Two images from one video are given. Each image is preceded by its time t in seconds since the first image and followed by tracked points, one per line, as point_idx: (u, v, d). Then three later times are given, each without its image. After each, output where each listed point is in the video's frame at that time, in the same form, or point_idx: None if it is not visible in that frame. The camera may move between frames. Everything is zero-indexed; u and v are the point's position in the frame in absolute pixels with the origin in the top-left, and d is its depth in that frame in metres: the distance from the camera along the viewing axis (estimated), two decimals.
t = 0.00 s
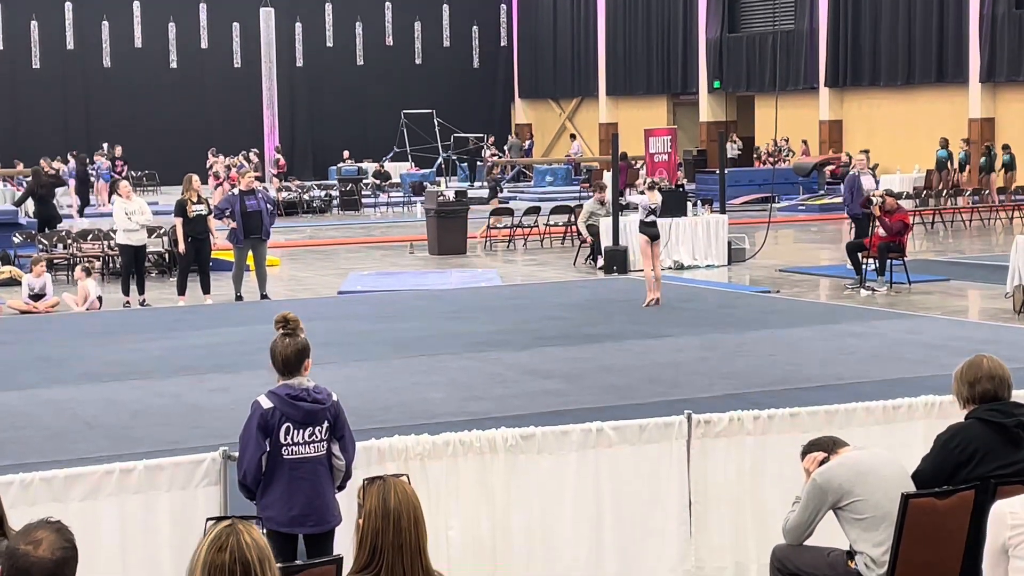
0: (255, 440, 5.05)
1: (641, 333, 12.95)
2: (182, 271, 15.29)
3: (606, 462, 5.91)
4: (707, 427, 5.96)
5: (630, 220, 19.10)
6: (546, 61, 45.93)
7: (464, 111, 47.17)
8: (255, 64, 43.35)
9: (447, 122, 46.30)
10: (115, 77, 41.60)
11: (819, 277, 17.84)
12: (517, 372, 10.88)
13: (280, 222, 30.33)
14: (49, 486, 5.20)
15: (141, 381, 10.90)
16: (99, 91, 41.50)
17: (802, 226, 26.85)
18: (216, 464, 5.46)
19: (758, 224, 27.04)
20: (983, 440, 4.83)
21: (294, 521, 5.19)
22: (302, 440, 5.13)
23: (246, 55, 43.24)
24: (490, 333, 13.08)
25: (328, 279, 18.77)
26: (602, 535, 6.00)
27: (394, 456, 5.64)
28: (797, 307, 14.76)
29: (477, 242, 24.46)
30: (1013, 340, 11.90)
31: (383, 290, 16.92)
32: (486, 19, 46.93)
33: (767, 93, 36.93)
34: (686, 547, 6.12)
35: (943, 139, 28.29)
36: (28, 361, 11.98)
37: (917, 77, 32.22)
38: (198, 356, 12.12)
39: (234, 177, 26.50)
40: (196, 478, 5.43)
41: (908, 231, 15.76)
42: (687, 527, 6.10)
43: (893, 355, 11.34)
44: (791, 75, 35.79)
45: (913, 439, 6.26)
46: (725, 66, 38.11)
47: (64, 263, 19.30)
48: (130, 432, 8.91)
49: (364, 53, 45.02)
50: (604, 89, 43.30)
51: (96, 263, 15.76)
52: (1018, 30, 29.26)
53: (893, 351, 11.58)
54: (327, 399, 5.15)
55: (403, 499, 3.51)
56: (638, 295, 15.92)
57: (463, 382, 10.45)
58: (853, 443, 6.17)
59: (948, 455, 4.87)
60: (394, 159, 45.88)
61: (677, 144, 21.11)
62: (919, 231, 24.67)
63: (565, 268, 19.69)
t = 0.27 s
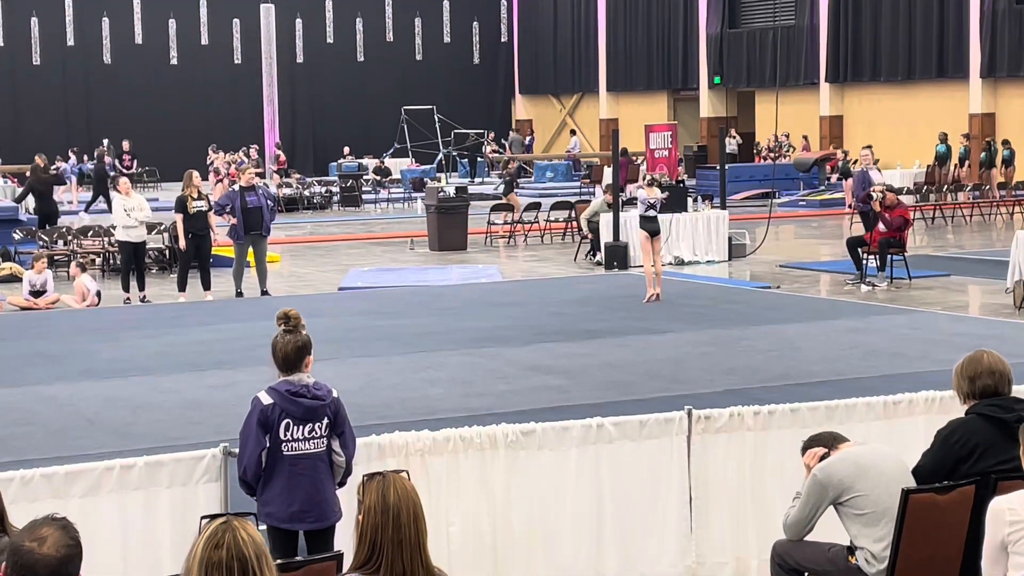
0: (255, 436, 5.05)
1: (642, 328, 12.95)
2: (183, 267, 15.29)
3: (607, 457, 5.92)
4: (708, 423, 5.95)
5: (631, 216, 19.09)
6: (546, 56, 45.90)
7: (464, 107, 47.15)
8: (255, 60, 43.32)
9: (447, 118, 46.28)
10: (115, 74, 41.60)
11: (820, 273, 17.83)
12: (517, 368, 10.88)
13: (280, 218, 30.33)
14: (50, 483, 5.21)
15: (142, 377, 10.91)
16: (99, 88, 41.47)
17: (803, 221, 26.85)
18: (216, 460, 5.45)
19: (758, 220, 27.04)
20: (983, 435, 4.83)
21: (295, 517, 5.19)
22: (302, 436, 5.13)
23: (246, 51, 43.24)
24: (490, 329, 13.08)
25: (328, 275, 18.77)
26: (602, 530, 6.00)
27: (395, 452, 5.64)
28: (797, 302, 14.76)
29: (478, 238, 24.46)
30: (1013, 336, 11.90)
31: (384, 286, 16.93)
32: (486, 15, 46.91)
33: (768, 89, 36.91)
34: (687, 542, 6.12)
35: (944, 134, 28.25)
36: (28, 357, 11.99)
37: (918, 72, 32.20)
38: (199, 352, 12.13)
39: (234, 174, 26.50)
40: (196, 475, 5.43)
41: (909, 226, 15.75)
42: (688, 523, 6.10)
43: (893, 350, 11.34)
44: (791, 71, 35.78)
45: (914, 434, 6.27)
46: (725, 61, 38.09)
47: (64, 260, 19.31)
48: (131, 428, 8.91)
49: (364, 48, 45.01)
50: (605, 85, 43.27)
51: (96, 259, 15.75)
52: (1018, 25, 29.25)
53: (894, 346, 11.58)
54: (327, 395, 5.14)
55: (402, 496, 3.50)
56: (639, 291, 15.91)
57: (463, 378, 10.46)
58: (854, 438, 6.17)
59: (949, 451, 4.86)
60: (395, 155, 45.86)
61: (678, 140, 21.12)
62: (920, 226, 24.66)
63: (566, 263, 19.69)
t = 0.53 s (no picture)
0: (256, 434, 5.06)
1: (642, 325, 12.95)
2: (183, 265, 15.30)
3: (607, 453, 5.92)
4: (709, 419, 5.95)
5: (631, 213, 19.08)
6: (546, 53, 45.88)
7: (464, 104, 47.15)
8: (255, 58, 43.30)
9: (447, 115, 46.26)
10: (115, 71, 41.61)
11: (821, 269, 17.82)
12: (517, 365, 10.89)
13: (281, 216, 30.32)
14: (51, 480, 5.21)
15: (142, 375, 10.91)
16: (99, 85, 41.47)
17: (804, 218, 26.83)
18: (217, 457, 5.45)
19: (759, 217, 27.03)
20: (984, 432, 4.83)
21: (296, 515, 5.19)
22: (303, 434, 5.13)
23: (246, 49, 43.23)
24: (491, 326, 13.08)
25: (329, 272, 18.77)
26: (602, 526, 6.01)
27: (395, 449, 5.65)
28: (798, 299, 14.76)
29: (478, 235, 24.46)
30: (1014, 332, 11.89)
31: (384, 284, 16.92)
32: (486, 12, 46.90)
33: (768, 85, 36.90)
34: (687, 539, 6.13)
35: (944, 131, 28.21)
36: (29, 355, 11.99)
37: (918, 68, 32.17)
38: (199, 349, 12.13)
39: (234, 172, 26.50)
40: (196, 472, 5.43)
41: (909, 223, 15.77)
42: (688, 520, 6.11)
43: (893, 346, 11.34)
44: (792, 67, 35.77)
45: (914, 431, 6.27)
46: (725, 58, 38.07)
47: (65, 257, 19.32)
48: (131, 426, 8.92)
49: (364, 46, 45.00)
50: (605, 82, 43.24)
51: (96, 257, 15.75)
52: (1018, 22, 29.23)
53: (894, 343, 11.57)
54: (328, 392, 5.15)
55: (402, 493, 3.51)
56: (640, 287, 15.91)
57: (464, 375, 10.46)
58: (855, 434, 6.16)
59: (949, 448, 4.87)
60: (395, 153, 45.85)
61: (678, 137, 21.12)
62: (920, 223, 24.65)
63: (567, 261, 19.69)
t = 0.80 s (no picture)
0: (257, 432, 5.05)
1: (643, 323, 12.96)
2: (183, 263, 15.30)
3: (609, 450, 5.91)
4: (709, 417, 5.94)
5: (632, 210, 19.07)
6: (546, 52, 45.89)
7: (464, 102, 47.16)
8: (256, 57, 43.30)
9: (447, 113, 46.27)
10: (116, 70, 41.62)
11: (821, 266, 17.81)
12: (518, 362, 10.88)
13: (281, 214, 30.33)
14: (50, 479, 5.20)
15: (143, 373, 10.92)
16: (99, 84, 41.48)
17: (804, 215, 26.81)
18: (218, 456, 5.45)
19: (759, 214, 27.02)
20: (985, 428, 4.83)
21: (297, 513, 5.19)
22: (304, 432, 5.13)
23: (247, 47, 43.26)
24: (492, 324, 13.08)
25: (329, 271, 18.78)
26: (604, 525, 6.00)
27: (395, 447, 5.65)
28: (798, 296, 14.75)
29: (479, 233, 24.46)
30: (1015, 329, 11.88)
31: (384, 282, 16.93)
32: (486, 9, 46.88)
33: (768, 82, 36.86)
34: (687, 537, 6.12)
35: (945, 127, 28.17)
36: (29, 354, 11.99)
37: (918, 65, 32.15)
38: (200, 348, 12.13)
39: (235, 170, 26.49)
40: (197, 470, 5.43)
41: (910, 220, 15.75)
42: (689, 518, 6.10)
43: (894, 344, 11.34)
44: (792, 64, 35.79)
45: (915, 428, 6.26)
46: (725, 55, 38.06)
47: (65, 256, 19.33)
48: (132, 424, 8.92)
49: (364, 44, 45.02)
50: (605, 79, 43.23)
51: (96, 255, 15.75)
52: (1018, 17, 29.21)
53: (895, 340, 11.56)
54: (329, 390, 5.15)
55: (402, 491, 3.51)
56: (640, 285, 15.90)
57: (465, 373, 10.46)
58: (855, 432, 6.16)
59: (950, 445, 4.86)
60: (396, 151, 45.83)
61: (679, 135, 21.11)
62: (921, 220, 24.63)
63: (568, 258, 19.68)
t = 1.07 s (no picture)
0: (258, 431, 5.05)
1: (644, 321, 12.95)
2: (184, 263, 15.30)
3: (609, 449, 5.91)
4: (711, 416, 5.93)
5: (633, 208, 19.06)
6: (547, 51, 45.88)
7: (465, 101, 47.15)
8: (257, 56, 43.29)
9: (448, 112, 46.25)
10: (116, 69, 41.63)
11: (822, 264, 17.81)
12: (520, 361, 10.88)
13: (282, 213, 30.33)
14: (51, 478, 5.22)
15: (144, 372, 10.92)
16: (100, 83, 41.47)
17: (805, 213, 26.79)
18: (219, 455, 5.47)
19: (760, 212, 27.00)
20: (985, 426, 4.83)
21: (298, 512, 5.20)
22: (305, 431, 5.13)
23: (247, 47, 43.26)
24: (492, 322, 13.08)
25: (330, 269, 18.78)
26: (605, 522, 6.01)
27: (396, 446, 5.66)
28: (799, 294, 14.75)
29: (480, 232, 24.45)
30: (1016, 327, 11.87)
31: (385, 281, 16.93)
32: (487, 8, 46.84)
33: (769, 80, 36.87)
34: (688, 534, 6.13)
35: (946, 125, 28.14)
36: (30, 353, 11.99)
37: (919, 63, 32.14)
38: (200, 347, 12.14)
39: (235, 169, 26.47)
40: (198, 469, 5.44)
41: (910, 218, 15.74)
42: (690, 515, 6.11)
43: (895, 342, 11.34)
44: (793, 62, 35.78)
45: (915, 425, 6.26)
46: (726, 53, 38.05)
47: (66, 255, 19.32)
48: (133, 423, 8.93)
49: (365, 43, 45.00)
50: (606, 78, 43.22)
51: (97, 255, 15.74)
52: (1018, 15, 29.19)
53: (897, 338, 11.56)
54: (331, 390, 5.14)
55: (402, 489, 3.51)
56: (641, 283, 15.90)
57: (466, 371, 10.46)
58: (857, 429, 6.15)
59: (951, 443, 4.86)
60: (396, 150, 45.84)
61: (679, 133, 21.06)
62: (922, 217, 24.63)
63: (569, 257, 19.68)
